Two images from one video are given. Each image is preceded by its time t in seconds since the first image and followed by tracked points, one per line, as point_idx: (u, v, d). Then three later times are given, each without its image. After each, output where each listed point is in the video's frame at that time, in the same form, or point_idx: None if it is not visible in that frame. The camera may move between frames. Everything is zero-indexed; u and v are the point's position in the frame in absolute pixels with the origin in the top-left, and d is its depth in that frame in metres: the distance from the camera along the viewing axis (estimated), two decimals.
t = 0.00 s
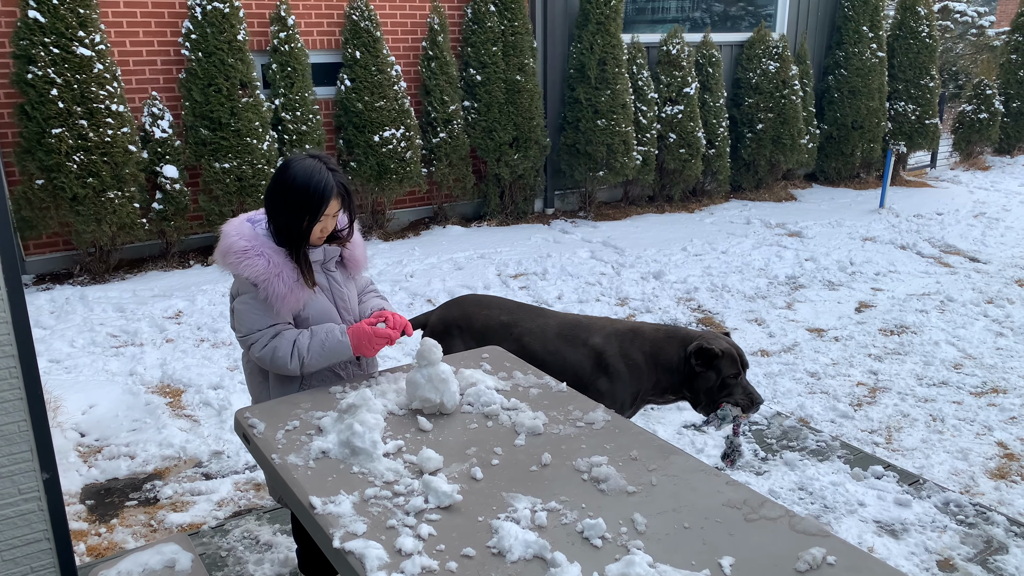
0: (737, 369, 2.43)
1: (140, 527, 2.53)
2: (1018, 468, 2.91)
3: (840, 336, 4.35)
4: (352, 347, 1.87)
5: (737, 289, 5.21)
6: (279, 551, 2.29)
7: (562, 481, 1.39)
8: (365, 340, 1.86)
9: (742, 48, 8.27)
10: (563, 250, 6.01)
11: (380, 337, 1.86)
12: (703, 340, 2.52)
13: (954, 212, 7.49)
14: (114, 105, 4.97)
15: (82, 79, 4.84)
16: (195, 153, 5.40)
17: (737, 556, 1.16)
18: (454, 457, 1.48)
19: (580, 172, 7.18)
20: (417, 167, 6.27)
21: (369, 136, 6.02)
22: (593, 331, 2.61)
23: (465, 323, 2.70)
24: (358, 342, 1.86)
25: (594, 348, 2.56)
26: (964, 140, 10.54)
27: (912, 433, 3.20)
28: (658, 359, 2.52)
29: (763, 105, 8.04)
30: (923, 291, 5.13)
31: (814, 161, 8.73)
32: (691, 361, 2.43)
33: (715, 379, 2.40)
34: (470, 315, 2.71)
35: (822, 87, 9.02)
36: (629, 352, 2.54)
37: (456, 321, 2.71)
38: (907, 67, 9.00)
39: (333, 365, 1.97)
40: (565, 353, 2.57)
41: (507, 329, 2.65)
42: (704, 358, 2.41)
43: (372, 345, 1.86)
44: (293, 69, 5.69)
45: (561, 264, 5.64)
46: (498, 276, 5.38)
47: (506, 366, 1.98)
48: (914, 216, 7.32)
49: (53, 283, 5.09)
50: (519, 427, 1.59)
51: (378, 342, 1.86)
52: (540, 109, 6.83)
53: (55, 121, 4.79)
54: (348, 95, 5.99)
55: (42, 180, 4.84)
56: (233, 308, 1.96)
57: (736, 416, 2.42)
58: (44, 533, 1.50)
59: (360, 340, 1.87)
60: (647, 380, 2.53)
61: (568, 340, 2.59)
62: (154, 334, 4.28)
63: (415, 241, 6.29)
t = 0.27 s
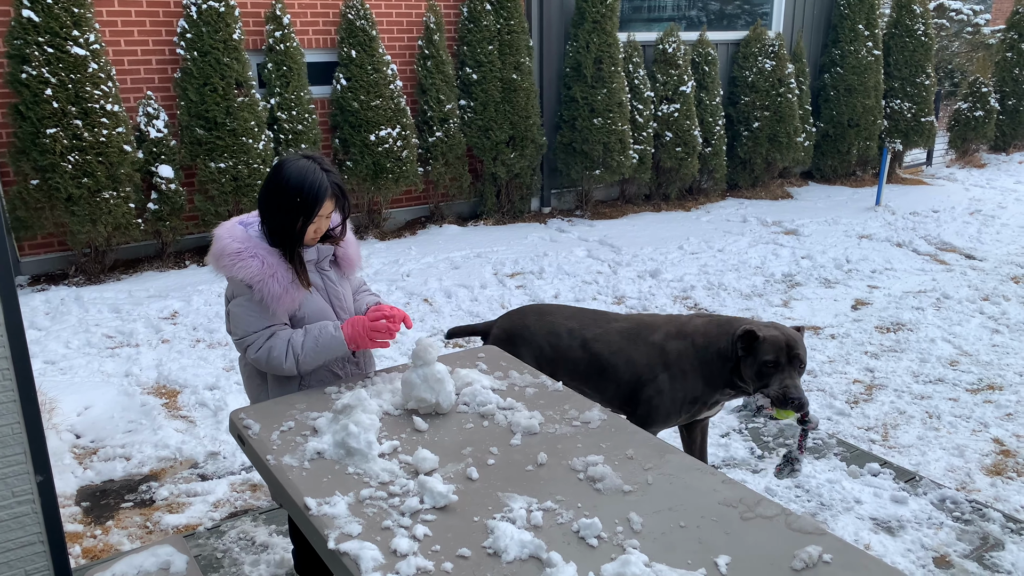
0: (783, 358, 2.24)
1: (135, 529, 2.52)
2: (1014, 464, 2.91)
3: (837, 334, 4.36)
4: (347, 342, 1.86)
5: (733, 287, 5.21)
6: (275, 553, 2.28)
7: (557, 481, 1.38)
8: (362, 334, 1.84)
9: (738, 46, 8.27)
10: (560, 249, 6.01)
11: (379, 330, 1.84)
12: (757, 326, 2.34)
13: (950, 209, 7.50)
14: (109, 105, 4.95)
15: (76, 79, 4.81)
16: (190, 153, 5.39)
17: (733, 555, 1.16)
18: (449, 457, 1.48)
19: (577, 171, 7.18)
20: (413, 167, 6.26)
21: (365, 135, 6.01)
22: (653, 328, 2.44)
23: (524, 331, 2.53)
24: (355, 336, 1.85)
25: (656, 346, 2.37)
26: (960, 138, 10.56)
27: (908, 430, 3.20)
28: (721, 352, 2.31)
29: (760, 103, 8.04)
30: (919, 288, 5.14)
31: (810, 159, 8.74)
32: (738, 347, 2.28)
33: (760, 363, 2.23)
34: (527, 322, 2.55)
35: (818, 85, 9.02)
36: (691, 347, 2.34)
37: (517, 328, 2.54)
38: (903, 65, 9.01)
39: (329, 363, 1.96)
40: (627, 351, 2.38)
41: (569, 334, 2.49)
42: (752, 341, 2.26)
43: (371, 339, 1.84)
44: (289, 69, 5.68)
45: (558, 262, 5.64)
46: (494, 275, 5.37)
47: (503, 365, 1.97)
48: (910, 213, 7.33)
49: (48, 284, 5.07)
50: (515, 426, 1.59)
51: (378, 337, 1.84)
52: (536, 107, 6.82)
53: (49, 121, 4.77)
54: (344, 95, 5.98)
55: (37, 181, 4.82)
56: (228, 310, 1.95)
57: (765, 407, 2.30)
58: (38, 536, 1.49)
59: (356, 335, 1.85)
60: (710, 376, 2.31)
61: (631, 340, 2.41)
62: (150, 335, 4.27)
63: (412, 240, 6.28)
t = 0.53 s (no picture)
0: (832, 374, 1.88)
1: (129, 528, 2.50)
2: (1008, 460, 2.92)
3: (831, 330, 4.36)
4: (333, 327, 1.87)
5: (728, 284, 5.22)
6: (269, 552, 2.27)
7: (552, 479, 1.38)
8: (350, 317, 1.87)
9: (733, 43, 8.27)
10: (555, 246, 6.01)
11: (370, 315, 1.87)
12: (814, 343, 2.01)
13: (944, 206, 7.52)
14: (101, 102, 4.92)
15: (68, 76, 4.78)
16: (184, 150, 5.36)
17: (728, 553, 1.15)
18: (444, 455, 1.47)
19: (571, 168, 7.17)
20: (407, 164, 6.24)
21: (359, 133, 5.99)
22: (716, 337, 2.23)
23: (585, 332, 2.41)
24: (343, 320, 1.87)
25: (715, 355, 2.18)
26: (954, 134, 10.58)
27: (903, 427, 3.20)
28: (774, 367, 2.03)
29: (754, 100, 8.04)
30: (913, 284, 5.15)
31: (805, 155, 8.75)
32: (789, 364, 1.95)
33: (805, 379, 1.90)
34: (589, 322, 2.42)
35: (812, 82, 9.03)
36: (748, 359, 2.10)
37: (579, 329, 2.42)
38: (897, 62, 9.02)
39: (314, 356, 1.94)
40: (689, 360, 2.21)
41: (632, 338, 2.33)
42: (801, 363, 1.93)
43: (359, 322, 1.86)
44: (282, 66, 5.66)
45: (553, 260, 5.63)
46: (489, 272, 5.36)
47: (497, 364, 1.97)
48: (905, 210, 7.34)
49: (40, 283, 5.04)
50: (509, 425, 1.58)
51: (366, 322, 1.86)
52: (531, 104, 6.81)
53: (41, 118, 4.74)
54: (337, 92, 5.96)
55: (29, 179, 4.79)
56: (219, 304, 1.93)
57: (801, 424, 1.85)
58: (30, 536, 1.48)
59: (344, 320, 1.87)
60: (774, 398, 2.03)
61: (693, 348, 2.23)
62: (143, 333, 4.25)
63: (406, 238, 6.26)
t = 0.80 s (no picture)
0: (936, 415, 1.73)
1: (122, 528, 2.49)
2: (1001, 455, 2.93)
3: (825, 327, 4.37)
4: (319, 332, 1.85)
5: (722, 280, 5.23)
6: (263, 551, 2.27)
7: (546, 477, 1.38)
8: (337, 322, 1.85)
9: (726, 39, 8.27)
10: (549, 243, 6.00)
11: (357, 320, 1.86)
12: (910, 375, 1.85)
13: (937, 202, 7.54)
14: (92, 99, 4.89)
15: (59, 73, 4.75)
16: (176, 148, 5.33)
17: (722, 549, 1.15)
18: (437, 453, 1.47)
19: (566, 165, 7.16)
20: (401, 161, 6.22)
21: (352, 129, 5.97)
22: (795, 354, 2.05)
23: (656, 345, 2.19)
24: (330, 325, 1.85)
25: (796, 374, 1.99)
26: (947, 130, 10.62)
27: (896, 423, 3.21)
28: (862, 395, 1.86)
29: (748, 97, 8.05)
30: (906, 280, 5.17)
31: (798, 152, 8.77)
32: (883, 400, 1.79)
33: (908, 420, 1.74)
34: (659, 335, 2.20)
35: (806, 79, 9.04)
36: (835, 384, 1.92)
37: (647, 342, 2.20)
38: (890, 58, 9.04)
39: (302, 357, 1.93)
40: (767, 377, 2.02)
41: (705, 352, 2.13)
42: (900, 396, 1.76)
43: (347, 328, 1.85)
44: (275, 62, 5.63)
45: (547, 257, 5.63)
46: (484, 269, 5.36)
47: (490, 361, 1.96)
48: (898, 206, 7.37)
49: (32, 281, 5.01)
50: (503, 422, 1.58)
51: (355, 326, 1.86)
52: (525, 101, 6.80)
53: (32, 116, 4.70)
54: (331, 89, 5.94)
55: (20, 177, 4.76)
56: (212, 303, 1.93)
57: (905, 468, 1.78)
58: (21, 537, 1.45)
59: (331, 325, 1.86)
60: (851, 420, 1.88)
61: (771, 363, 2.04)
62: (136, 332, 4.23)
63: (400, 235, 6.25)
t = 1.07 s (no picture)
0: None
1: (114, 529, 2.48)
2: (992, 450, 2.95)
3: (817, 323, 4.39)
4: (312, 329, 1.86)
5: (715, 277, 5.24)
6: (256, 551, 2.26)
7: (538, 475, 1.37)
8: (330, 321, 1.86)
9: (719, 36, 8.28)
10: (542, 241, 6.00)
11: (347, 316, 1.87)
12: None
13: (929, 198, 7.57)
14: (83, 98, 4.86)
15: (49, 72, 4.72)
16: (167, 147, 5.30)
17: (713, 546, 1.16)
18: (429, 452, 1.47)
19: (558, 162, 7.16)
20: (393, 159, 6.20)
21: (344, 128, 5.96)
22: (914, 370, 1.86)
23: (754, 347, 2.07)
24: (321, 321, 1.86)
25: (910, 400, 1.79)
26: (938, 126, 10.66)
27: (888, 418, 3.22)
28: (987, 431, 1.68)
29: (740, 93, 8.07)
30: (898, 276, 5.19)
31: (790, 148, 8.79)
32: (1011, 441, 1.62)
33: None
34: (757, 337, 2.08)
35: (798, 75, 9.06)
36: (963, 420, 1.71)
37: (749, 344, 2.08)
38: (882, 54, 9.07)
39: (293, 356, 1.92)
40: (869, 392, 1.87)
41: (808, 358, 1.99)
42: None
43: (337, 325, 1.86)
44: (266, 61, 5.61)
45: (541, 254, 5.63)
46: (477, 267, 5.35)
47: (483, 360, 1.96)
48: (889, 202, 7.39)
49: (23, 282, 4.98)
50: (495, 420, 1.58)
51: (343, 323, 1.86)
52: (517, 98, 6.79)
53: (21, 115, 4.66)
54: (322, 87, 5.92)
55: (10, 177, 4.72)
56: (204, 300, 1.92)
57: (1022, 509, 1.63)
58: (10, 540, 1.43)
59: (322, 321, 1.86)
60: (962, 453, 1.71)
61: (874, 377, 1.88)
62: (128, 332, 4.21)
63: (393, 233, 6.24)
